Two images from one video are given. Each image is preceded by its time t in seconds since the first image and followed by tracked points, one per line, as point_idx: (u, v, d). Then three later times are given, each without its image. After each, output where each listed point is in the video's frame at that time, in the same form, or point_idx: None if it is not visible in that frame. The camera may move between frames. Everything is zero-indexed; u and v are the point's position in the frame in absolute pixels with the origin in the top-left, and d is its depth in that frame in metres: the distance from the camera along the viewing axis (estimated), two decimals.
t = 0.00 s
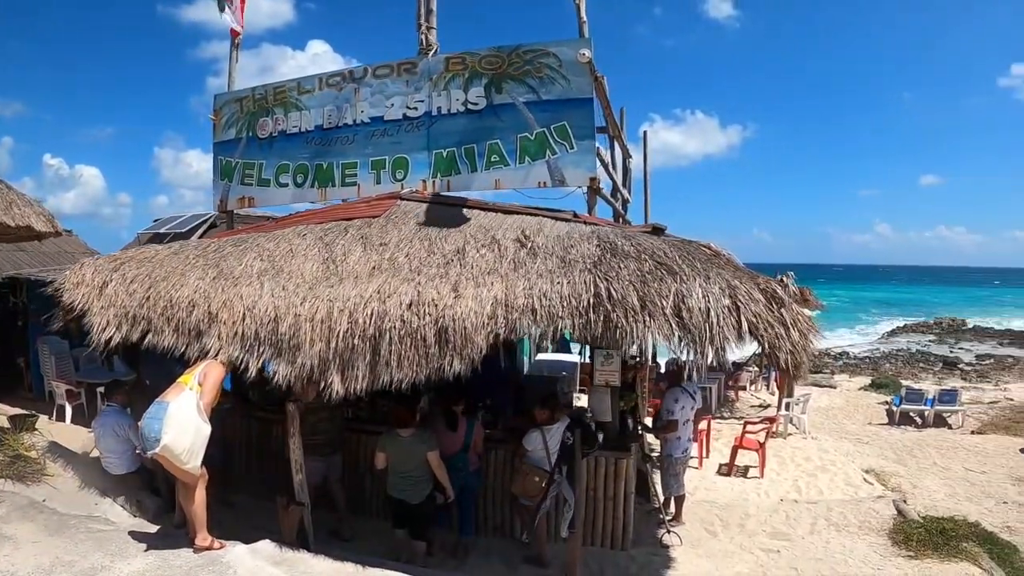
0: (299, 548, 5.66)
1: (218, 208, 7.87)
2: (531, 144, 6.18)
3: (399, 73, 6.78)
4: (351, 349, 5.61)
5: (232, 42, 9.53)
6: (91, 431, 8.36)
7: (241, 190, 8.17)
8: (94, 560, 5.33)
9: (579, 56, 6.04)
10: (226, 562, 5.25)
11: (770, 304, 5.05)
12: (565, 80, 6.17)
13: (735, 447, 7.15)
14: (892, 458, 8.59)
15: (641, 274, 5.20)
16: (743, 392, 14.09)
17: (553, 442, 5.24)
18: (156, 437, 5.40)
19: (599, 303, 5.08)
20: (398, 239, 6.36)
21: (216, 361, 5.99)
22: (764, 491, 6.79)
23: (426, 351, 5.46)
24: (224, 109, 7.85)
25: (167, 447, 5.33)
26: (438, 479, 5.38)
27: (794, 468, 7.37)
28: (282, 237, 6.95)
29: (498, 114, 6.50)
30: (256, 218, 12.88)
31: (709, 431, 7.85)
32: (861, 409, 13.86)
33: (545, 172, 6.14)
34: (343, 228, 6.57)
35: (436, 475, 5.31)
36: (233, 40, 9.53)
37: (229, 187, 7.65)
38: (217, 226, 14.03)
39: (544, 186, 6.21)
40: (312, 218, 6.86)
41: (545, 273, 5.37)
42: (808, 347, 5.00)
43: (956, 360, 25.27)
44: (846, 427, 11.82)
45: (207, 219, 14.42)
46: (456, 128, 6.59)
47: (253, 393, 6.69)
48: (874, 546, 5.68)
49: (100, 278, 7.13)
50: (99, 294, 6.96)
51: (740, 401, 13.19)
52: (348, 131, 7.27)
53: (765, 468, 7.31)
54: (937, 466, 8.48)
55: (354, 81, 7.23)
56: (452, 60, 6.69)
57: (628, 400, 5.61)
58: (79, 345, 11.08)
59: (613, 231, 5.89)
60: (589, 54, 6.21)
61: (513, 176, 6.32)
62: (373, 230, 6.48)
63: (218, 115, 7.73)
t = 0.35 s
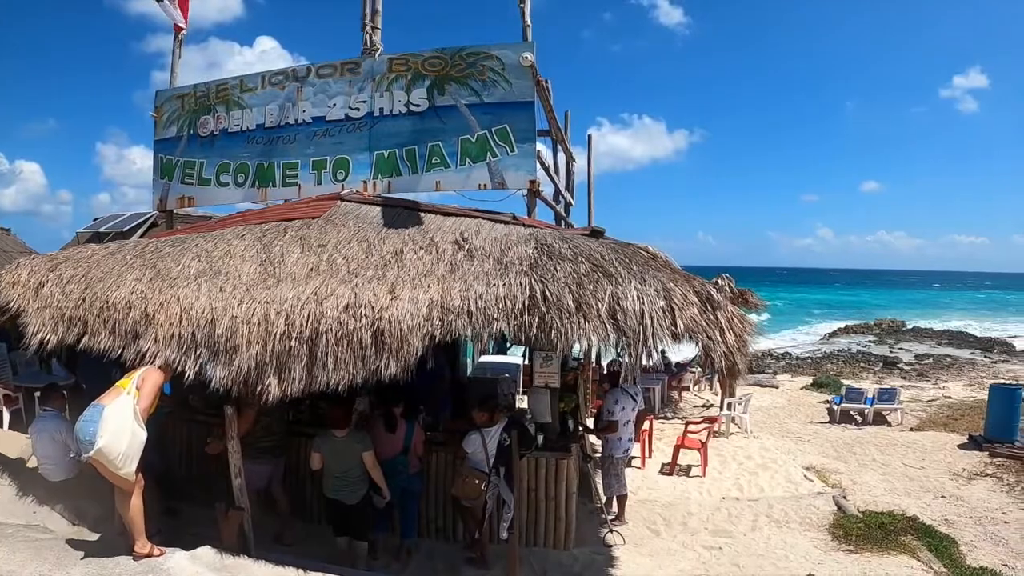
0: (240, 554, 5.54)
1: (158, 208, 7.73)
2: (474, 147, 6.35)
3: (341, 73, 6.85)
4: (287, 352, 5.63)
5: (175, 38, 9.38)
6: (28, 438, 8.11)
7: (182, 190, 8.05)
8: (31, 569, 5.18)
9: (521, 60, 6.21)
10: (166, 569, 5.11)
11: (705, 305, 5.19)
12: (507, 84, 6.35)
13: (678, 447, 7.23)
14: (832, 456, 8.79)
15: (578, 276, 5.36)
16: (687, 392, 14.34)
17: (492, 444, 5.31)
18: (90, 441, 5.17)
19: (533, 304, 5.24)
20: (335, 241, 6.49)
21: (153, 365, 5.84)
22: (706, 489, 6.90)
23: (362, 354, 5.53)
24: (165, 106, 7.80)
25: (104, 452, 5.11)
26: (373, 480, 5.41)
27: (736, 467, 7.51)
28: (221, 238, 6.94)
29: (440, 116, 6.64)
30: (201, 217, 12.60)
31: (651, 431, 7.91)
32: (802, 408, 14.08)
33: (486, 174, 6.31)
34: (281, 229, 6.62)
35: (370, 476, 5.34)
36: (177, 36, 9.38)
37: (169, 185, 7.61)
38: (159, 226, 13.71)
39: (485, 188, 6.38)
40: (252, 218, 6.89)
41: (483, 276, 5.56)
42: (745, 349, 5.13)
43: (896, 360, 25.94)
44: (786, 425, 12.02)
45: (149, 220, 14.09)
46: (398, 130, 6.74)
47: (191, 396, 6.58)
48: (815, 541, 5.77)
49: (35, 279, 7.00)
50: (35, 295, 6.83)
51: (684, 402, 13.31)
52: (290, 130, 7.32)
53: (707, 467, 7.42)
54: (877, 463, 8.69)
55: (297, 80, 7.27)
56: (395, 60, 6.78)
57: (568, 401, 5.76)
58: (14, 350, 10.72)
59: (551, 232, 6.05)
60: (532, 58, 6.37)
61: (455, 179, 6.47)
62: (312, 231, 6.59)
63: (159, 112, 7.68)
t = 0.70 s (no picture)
0: (185, 561, 5.46)
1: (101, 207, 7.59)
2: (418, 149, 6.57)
3: (287, 72, 6.93)
4: (230, 355, 5.60)
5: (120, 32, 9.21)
6: None
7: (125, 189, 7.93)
8: None
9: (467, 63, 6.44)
10: None
11: (644, 308, 5.45)
12: (454, 86, 6.58)
13: (624, 447, 7.35)
14: (777, 454, 9.00)
15: (518, 279, 5.53)
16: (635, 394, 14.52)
17: (436, 446, 5.33)
18: (30, 446, 5.04)
19: (474, 306, 5.38)
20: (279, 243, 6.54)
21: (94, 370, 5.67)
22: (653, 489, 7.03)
23: (305, 356, 5.53)
24: (110, 103, 7.78)
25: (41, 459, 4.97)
26: (314, 484, 5.40)
27: (682, 466, 7.65)
28: (164, 239, 6.86)
29: (386, 118, 6.79)
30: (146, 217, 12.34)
31: (597, 432, 8.02)
32: (746, 407, 14.33)
33: (431, 177, 6.49)
34: (225, 230, 6.64)
35: (311, 479, 5.33)
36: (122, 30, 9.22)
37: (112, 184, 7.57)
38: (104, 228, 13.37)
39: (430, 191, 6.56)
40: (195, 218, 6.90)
41: (425, 279, 5.67)
42: (682, 351, 5.36)
43: (840, 360, 26.58)
44: (732, 425, 12.23)
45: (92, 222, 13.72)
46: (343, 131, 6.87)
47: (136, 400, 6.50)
48: (759, 537, 5.89)
49: None
50: None
51: (631, 404, 13.46)
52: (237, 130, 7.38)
53: (653, 467, 7.55)
54: (821, 460, 8.91)
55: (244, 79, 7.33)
56: (342, 62, 6.92)
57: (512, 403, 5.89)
58: None
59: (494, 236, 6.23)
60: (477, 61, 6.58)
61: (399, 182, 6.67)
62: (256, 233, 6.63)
63: (103, 109, 7.65)
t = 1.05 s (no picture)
0: (127, 571, 5.40)
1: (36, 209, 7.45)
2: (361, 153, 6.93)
3: (231, 72, 7.12)
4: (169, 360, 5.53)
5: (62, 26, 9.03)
6: None
7: (62, 189, 7.88)
8: None
9: (411, 64, 6.79)
10: None
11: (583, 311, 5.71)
12: (396, 87, 6.90)
13: (568, 448, 7.48)
14: (721, 452, 9.20)
15: (458, 281, 5.73)
16: (578, 395, 14.68)
17: (381, 450, 5.36)
18: None
19: (414, 309, 5.55)
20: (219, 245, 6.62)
21: (33, 376, 5.48)
22: (598, 489, 7.16)
23: (245, 360, 5.55)
24: (48, 100, 7.78)
25: None
26: (259, 489, 5.39)
27: (627, 465, 7.81)
28: (102, 241, 6.75)
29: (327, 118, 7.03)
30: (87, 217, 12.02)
31: (540, 433, 8.12)
32: (689, 406, 14.56)
33: (372, 180, 6.82)
34: (164, 232, 6.65)
35: (255, 484, 5.32)
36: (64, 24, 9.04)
37: (49, 184, 7.58)
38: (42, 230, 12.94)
39: (371, 192, 6.87)
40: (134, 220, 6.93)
41: (365, 282, 5.79)
42: (619, 352, 5.62)
43: (782, 359, 27.16)
44: (675, 423, 12.42)
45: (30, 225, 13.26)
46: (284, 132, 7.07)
47: (75, 407, 6.34)
48: (703, 533, 6.01)
49: None
50: None
51: (576, 405, 13.59)
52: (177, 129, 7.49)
53: (598, 466, 7.69)
54: (764, 456, 9.13)
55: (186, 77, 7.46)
56: (285, 62, 7.14)
57: (454, 406, 6.11)
58: None
59: (435, 238, 6.42)
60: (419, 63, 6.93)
61: (342, 183, 7.04)
62: (196, 235, 6.68)
63: (41, 107, 7.66)
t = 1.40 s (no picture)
0: None
1: None
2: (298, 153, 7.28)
3: (168, 69, 7.41)
4: (103, 365, 5.42)
5: None
6: None
7: None
8: None
9: (351, 65, 7.26)
10: None
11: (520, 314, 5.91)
12: (334, 87, 7.35)
13: (508, 450, 7.64)
14: (660, 450, 9.43)
15: (394, 284, 5.92)
16: (518, 397, 14.86)
17: (320, 452, 5.52)
18: None
19: (351, 312, 5.69)
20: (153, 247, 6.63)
21: None
22: (540, 489, 7.31)
23: (180, 366, 5.49)
24: None
25: None
26: (197, 496, 5.57)
27: (567, 466, 8.02)
28: (34, 243, 6.62)
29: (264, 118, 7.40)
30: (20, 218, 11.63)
31: (479, 434, 8.29)
32: (627, 406, 14.81)
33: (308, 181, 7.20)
34: (98, 233, 6.57)
35: (194, 491, 5.50)
36: None
37: None
38: None
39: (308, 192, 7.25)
40: (66, 221, 6.90)
41: (302, 285, 5.88)
42: (553, 352, 5.91)
43: (721, 359, 27.73)
44: (615, 423, 12.64)
45: None
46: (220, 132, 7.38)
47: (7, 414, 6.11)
48: (645, 530, 6.13)
49: None
50: None
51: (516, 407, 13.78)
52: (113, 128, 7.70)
53: (539, 467, 7.86)
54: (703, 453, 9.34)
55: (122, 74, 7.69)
56: (224, 60, 7.48)
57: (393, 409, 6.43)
58: None
59: (373, 241, 6.61)
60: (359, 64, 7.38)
61: (278, 183, 7.36)
62: (131, 236, 6.65)
63: None
